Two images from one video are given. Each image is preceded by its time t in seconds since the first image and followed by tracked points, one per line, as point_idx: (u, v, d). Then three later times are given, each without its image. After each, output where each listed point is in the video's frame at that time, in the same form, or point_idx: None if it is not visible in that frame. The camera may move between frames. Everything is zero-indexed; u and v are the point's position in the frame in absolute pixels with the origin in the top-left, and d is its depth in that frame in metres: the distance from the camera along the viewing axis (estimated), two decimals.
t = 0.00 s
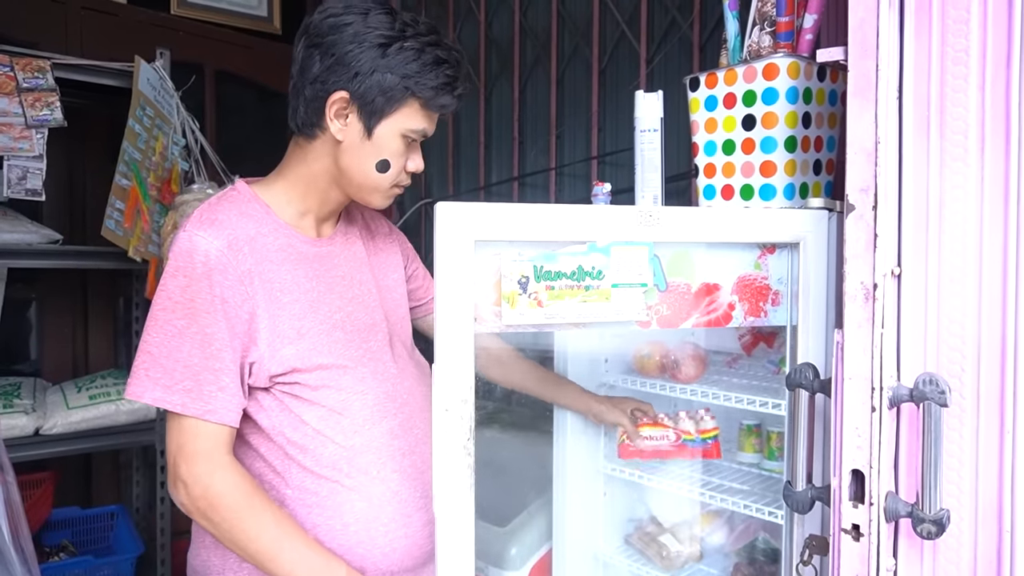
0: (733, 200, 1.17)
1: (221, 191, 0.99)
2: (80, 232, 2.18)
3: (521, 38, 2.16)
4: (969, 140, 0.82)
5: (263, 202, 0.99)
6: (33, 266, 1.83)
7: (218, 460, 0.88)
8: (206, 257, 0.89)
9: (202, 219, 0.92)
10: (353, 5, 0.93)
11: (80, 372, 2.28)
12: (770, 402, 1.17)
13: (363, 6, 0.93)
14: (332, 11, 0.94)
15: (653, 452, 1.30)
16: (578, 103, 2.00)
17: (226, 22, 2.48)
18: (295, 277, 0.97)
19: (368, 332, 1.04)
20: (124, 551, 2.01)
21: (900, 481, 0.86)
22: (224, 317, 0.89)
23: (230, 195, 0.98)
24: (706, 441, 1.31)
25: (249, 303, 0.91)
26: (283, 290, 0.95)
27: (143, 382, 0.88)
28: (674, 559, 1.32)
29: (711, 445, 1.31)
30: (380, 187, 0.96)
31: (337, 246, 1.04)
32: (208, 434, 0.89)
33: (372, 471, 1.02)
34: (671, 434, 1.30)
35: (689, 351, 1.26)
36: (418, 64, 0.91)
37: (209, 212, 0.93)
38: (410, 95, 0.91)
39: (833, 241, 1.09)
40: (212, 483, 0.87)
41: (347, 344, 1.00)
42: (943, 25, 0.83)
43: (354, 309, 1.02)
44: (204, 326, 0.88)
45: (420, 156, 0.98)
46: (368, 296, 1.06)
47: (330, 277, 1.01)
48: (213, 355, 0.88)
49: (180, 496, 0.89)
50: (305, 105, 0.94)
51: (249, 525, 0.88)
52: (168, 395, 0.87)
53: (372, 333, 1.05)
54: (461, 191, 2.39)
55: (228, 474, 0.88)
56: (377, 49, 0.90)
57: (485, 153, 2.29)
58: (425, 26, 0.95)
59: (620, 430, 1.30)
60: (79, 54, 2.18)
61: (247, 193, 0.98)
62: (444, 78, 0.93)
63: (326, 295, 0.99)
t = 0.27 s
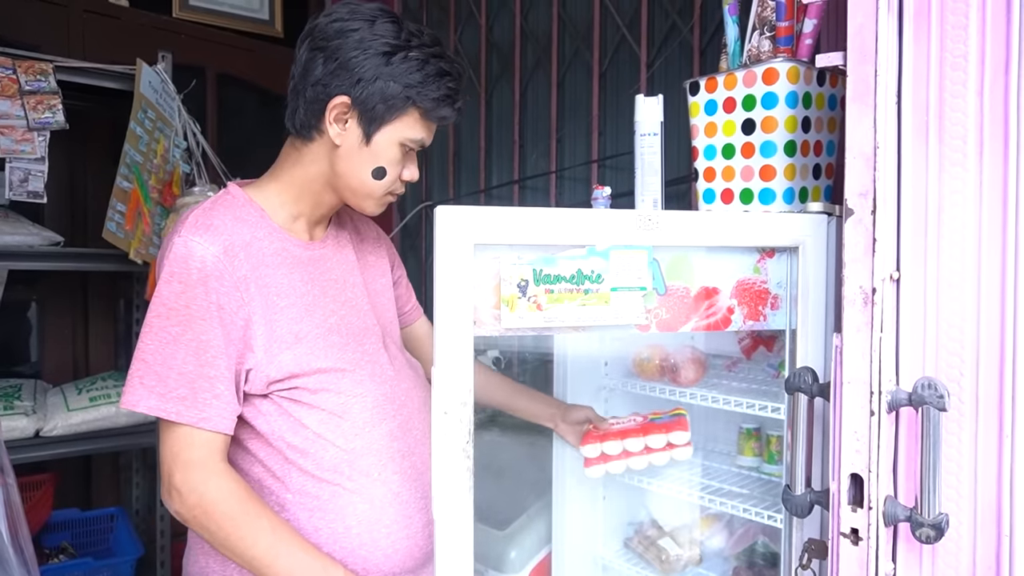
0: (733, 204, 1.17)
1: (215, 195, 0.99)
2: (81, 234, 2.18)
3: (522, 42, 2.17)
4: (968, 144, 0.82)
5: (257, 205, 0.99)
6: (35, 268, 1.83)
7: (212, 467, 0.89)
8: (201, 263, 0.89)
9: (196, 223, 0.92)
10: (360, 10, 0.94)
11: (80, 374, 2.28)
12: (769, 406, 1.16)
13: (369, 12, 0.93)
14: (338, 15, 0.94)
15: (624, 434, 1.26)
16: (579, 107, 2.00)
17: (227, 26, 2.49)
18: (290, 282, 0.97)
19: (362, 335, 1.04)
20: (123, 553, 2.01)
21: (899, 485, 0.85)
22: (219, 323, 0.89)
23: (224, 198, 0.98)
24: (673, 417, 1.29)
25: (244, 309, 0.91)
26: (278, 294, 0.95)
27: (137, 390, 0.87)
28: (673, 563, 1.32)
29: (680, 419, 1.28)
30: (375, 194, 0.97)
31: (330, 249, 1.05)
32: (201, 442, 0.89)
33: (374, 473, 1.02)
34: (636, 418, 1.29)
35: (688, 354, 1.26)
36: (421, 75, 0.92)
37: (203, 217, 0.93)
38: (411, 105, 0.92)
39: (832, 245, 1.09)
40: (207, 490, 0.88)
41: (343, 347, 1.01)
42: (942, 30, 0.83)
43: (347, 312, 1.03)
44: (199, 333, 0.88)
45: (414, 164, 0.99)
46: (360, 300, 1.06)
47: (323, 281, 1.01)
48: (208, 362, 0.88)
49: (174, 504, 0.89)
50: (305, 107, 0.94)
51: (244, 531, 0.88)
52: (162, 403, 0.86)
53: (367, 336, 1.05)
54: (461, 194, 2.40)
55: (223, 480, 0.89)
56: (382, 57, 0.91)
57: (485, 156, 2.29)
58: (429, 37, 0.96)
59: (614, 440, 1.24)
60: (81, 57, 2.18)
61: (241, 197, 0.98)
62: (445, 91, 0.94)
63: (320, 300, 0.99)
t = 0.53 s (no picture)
0: (734, 205, 1.17)
1: (216, 197, 0.99)
2: (83, 236, 2.19)
3: (523, 43, 2.17)
4: (968, 145, 0.83)
5: (258, 207, 0.99)
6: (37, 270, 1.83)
7: (213, 471, 0.89)
8: (205, 265, 0.89)
9: (199, 226, 0.92)
10: (366, 15, 0.93)
11: (82, 375, 2.29)
12: (770, 407, 1.16)
13: (376, 18, 0.93)
14: (344, 19, 0.93)
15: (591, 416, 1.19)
16: (580, 108, 2.00)
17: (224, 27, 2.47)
18: (292, 284, 0.97)
19: (363, 337, 1.04)
20: (126, 554, 2.02)
21: (901, 486, 0.86)
22: (223, 326, 0.89)
23: (225, 200, 0.98)
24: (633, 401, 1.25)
25: (247, 312, 0.91)
26: (281, 297, 0.95)
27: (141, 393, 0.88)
28: (675, 564, 1.32)
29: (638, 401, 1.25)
30: (375, 199, 0.97)
31: (329, 252, 1.05)
32: (201, 445, 0.89)
33: (379, 473, 1.02)
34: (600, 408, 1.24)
35: (690, 355, 1.26)
36: (426, 81, 0.92)
37: (206, 219, 0.93)
38: (415, 111, 0.92)
39: (833, 246, 1.09)
40: (207, 494, 0.88)
41: (346, 348, 1.01)
42: (942, 31, 0.83)
43: (347, 314, 1.03)
44: (202, 336, 0.88)
45: (414, 169, 0.99)
46: (358, 302, 1.06)
47: (324, 283, 1.01)
48: (211, 366, 0.88)
49: (175, 507, 0.90)
50: (308, 109, 0.94)
51: (244, 534, 0.89)
52: (165, 406, 0.87)
53: (367, 337, 1.05)
54: (462, 195, 2.40)
55: (223, 483, 0.89)
56: (388, 63, 0.91)
57: (487, 157, 2.29)
58: (434, 43, 0.96)
59: (620, 432, 1.18)
60: (83, 59, 2.19)
61: (243, 199, 0.98)
62: (450, 98, 0.94)
63: (321, 302, 1.00)
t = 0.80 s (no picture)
0: (735, 204, 1.17)
1: (212, 201, 0.99)
2: (85, 238, 2.19)
3: (524, 43, 2.17)
4: (970, 143, 0.82)
5: (255, 211, 0.98)
6: (40, 271, 1.84)
7: (210, 476, 0.89)
8: (201, 272, 0.89)
9: (195, 232, 0.92)
10: (364, 15, 0.93)
11: (85, 377, 2.29)
12: (772, 406, 1.16)
13: (373, 17, 0.93)
14: (342, 19, 0.93)
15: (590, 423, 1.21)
16: (581, 108, 2.00)
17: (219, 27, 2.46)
18: (290, 287, 0.97)
19: (364, 336, 1.04)
20: (130, 554, 2.02)
21: (903, 486, 0.86)
22: (219, 333, 0.89)
23: (221, 205, 0.97)
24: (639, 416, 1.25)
25: (244, 317, 0.91)
26: (280, 300, 0.95)
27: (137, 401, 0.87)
28: (678, 563, 1.32)
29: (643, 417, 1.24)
30: (375, 201, 0.98)
31: (327, 252, 1.05)
32: (199, 450, 0.89)
33: (385, 472, 1.02)
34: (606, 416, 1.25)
35: (692, 354, 1.26)
36: (425, 83, 0.92)
37: (202, 225, 0.93)
38: (414, 113, 0.93)
39: (835, 245, 1.09)
40: (205, 499, 0.88)
41: (348, 349, 1.01)
42: (944, 29, 0.83)
43: (347, 315, 1.03)
44: (200, 342, 0.88)
45: (414, 169, 1.00)
46: (358, 303, 1.06)
47: (322, 285, 1.01)
48: (209, 372, 0.88)
49: (173, 513, 0.90)
50: (306, 112, 0.94)
51: (244, 538, 0.89)
52: (163, 414, 0.87)
53: (370, 337, 1.05)
54: (464, 195, 2.40)
55: (221, 488, 0.89)
56: (387, 65, 0.91)
57: (488, 157, 2.29)
58: (433, 43, 0.96)
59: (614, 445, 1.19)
60: (85, 61, 2.19)
61: (239, 202, 0.97)
62: (449, 99, 0.95)
63: (320, 304, 1.00)
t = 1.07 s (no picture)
0: (735, 203, 1.17)
1: (220, 199, 0.99)
2: (86, 237, 2.20)
3: (524, 42, 2.17)
4: (970, 141, 0.82)
5: (262, 208, 0.99)
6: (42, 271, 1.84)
7: (214, 472, 0.89)
8: (209, 268, 0.89)
9: (203, 228, 0.92)
10: (368, 15, 0.93)
11: (87, 376, 2.30)
12: (771, 405, 1.16)
13: (377, 17, 0.93)
14: (345, 19, 0.93)
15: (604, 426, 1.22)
16: (581, 107, 2.00)
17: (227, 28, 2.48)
18: (297, 285, 0.97)
19: (368, 336, 1.05)
20: (132, 554, 2.03)
21: (902, 484, 0.85)
22: (227, 330, 0.89)
23: (229, 203, 0.98)
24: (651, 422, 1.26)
25: (251, 314, 0.92)
26: (287, 298, 0.96)
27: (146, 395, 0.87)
28: (678, 562, 1.31)
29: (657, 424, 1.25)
30: (383, 198, 0.98)
31: (333, 251, 1.05)
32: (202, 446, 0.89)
33: (390, 470, 1.03)
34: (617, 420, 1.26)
35: (693, 353, 1.26)
36: (433, 80, 0.92)
37: (210, 221, 0.93)
38: (422, 110, 0.93)
39: (835, 244, 1.09)
40: (208, 495, 0.88)
41: (352, 347, 1.01)
42: (943, 27, 0.83)
43: (353, 314, 1.03)
44: (207, 338, 0.88)
45: (421, 167, 1.00)
46: (362, 303, 1.06)
47: (328, 284, 1.01)
48: (215, 368, 0.88)
49: (177, 509, 0.90)
50: (314, 113, 0.93)
51: (246, 533, 0.89)
52: (172, 407, 0.87)
53: (374, 335, 1.06)
54: (464, 194, 2.40)
55: (224, 484, 0.89)
56: (395, 64, 0.91)
57: (488, 157, 2.30)
58: (435, 40, 0.96)
59: (633, 445, 1.20)
60: (86, 61, 2.19)
61: (247, 200, 0.98)
62: (455, 94, 0.95)
63: (326, 303, 1.00)
